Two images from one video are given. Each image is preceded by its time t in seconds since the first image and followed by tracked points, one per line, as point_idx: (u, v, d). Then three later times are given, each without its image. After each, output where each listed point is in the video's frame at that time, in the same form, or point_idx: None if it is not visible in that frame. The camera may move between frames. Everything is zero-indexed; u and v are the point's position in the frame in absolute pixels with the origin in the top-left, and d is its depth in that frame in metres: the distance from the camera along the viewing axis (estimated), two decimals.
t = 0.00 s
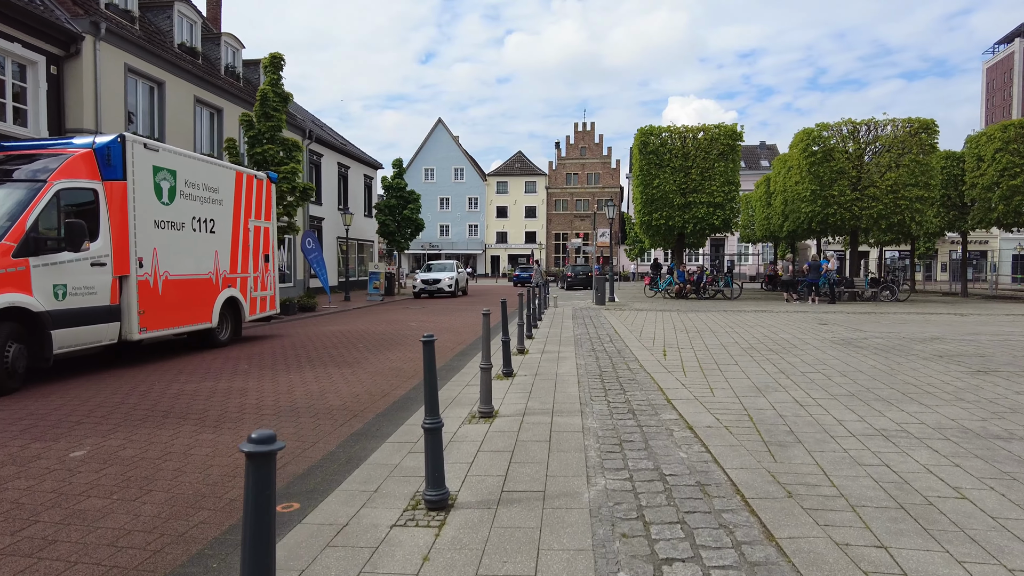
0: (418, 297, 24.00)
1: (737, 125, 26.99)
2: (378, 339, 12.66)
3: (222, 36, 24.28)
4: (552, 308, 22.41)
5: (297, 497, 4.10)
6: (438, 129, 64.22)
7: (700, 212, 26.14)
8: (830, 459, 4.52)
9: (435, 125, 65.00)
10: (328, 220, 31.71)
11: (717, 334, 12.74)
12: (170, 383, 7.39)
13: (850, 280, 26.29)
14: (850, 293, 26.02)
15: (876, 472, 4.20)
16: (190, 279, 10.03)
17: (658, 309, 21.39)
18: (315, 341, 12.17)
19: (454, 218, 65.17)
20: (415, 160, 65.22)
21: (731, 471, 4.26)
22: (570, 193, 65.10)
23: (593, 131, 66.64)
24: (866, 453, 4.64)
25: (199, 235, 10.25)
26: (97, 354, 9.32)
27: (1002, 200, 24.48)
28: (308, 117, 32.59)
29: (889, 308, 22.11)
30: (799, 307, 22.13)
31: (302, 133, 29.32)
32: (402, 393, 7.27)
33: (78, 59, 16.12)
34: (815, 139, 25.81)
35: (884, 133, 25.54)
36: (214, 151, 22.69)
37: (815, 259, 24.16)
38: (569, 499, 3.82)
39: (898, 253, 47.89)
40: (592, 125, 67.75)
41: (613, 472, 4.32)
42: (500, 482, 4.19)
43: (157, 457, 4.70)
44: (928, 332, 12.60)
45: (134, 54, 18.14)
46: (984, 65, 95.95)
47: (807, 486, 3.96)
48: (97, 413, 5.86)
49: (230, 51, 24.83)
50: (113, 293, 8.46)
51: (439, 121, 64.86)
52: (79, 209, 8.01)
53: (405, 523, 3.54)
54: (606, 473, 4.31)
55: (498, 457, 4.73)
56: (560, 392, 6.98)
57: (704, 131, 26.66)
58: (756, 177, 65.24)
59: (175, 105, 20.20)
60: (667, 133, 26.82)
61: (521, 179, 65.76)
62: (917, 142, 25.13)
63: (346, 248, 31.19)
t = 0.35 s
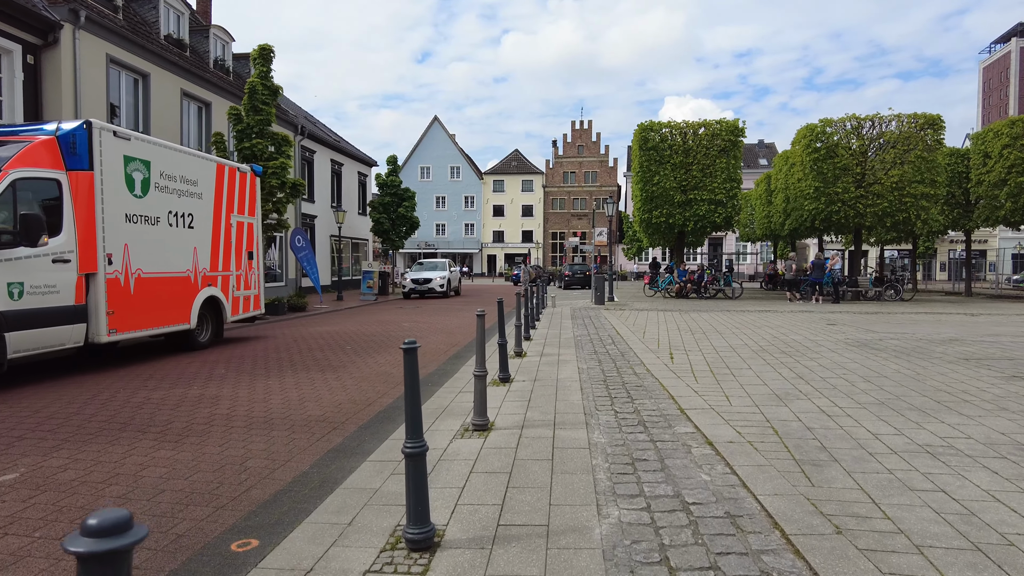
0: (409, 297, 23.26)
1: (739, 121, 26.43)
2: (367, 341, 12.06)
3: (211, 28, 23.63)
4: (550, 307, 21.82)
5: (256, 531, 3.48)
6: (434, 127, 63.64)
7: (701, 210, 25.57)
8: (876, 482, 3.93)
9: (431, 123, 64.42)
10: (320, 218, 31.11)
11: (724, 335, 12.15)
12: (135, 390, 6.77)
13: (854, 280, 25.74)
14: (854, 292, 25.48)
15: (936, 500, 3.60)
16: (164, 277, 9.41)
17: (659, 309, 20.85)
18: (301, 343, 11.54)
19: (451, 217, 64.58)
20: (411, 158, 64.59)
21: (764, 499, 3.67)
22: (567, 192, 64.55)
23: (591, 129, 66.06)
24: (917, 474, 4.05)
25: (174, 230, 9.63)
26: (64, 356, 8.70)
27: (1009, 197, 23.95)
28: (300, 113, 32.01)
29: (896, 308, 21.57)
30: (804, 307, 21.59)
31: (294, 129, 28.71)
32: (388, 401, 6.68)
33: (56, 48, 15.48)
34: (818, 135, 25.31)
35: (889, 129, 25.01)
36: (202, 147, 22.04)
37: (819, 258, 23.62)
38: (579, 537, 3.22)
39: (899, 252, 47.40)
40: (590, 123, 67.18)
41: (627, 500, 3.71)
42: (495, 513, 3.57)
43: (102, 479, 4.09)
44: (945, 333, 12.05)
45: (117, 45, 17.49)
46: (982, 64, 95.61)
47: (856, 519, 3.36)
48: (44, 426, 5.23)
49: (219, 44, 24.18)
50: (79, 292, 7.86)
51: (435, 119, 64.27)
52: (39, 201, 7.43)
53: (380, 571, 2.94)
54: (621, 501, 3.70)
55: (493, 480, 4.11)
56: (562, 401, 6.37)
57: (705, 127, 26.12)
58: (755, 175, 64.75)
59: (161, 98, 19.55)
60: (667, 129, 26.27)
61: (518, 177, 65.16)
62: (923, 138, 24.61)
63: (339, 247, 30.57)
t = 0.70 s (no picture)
0: (395, 297, 22.51)
1: (739, 117, 25.93)
2: (354, 345, 11.48)
3: (198, 21, 23.01)
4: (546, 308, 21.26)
5: None
6: (429, 125, 63.06)
7: (700, 207, 25.05)
8: (925, 518, 3.38)
9: (426, 121, 63.82)
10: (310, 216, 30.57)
11: (728, 338, 11.60)
12: (90, 402, 6.18)
13: (856, 279, 25.22)
14: (856, 292, 24.95)
15: (1001, 543, 3.04)
16: (134, 278, 8.81)
17: (658, 310, 20.33)
18: (284, 347, 10.95)
19: (445, 216, 63.98)
20: (405, 157, 63.98)
21: (798, 542, 3.11)
22: (563, 190, 64.03)
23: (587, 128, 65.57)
24: (971, 506, 3.50)
25: (145, 228, 9.04)
26: (23, 363, 8.09)
27: (1014, 195, 23.50)
28: (290, 110, 31.58)
29: (900, 308, 21.07)
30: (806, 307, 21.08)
31: (284, 125, 28.27)
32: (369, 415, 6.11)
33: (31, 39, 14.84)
34: (819, 132, 24.85)
35: (891, 125, 24.54)
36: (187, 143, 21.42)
37: (820, 256, 23.11)
38: None
39: (896, 251, 47.01)
40: (586, 122, 66.67)
41: (636, 544, 3.15)
42: (481, 561, 3.00)
43: (22, 515, 3.50)
44: (958, 336, 11.53)
45: (97, 37, 16.87)
46: (976, 63, 95.50)
47: (913, 569, 2.81)
48: None
49: (206, 38, 23.56)
50: (35, 295, 7.27)
51: (430, 117, 63.69)
52: None
53: None
54: (630, 545, 3.13)
55: (480, 517, 3.55)
56: (558, 415, 5.81)
57: (703, 123, 25.61)
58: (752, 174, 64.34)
59: (144, 92, 18.92)
60: (665, 126, 25.75)
61: (513, 176, 64.59)
62: (926, 135, 24.16)
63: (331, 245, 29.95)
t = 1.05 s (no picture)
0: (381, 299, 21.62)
1: (738, 114, 25.38)
2: (339, 350, 10.85)
3: (183, 15, 22.33)
4: (542, 310, 20.67)
5: None
6: (423, 124, 62.45)
7: (699, 206, 24.51)
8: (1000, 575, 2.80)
9: (420, 120, 63.23)
10: (300, 215, 30.13)
11: (733, 342, 11.02)
12: (33, 420, 5.55)
13: (858, 279, 24.70)
14: (858, 292, 24.43)
15: None
16: (97, 281, 8.20)
17: (656, 311, 19.76)
18: (263, 354, 10.32)
19: (440, 216, 63.35)
20: (399, 156, 63.35)
21: None
22: (558, 190, 63.46)
23: (583, 127, 65.00)
24: None
25: (109, 226, 8.43)
26: None
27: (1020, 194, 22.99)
28: (280, 107, 31.12)
29: (904, 309, 20.56)
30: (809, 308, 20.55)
31: (273, 122, 27.90)
32: (345, 436, 5.50)
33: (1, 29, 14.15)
34: (820, 130, 24.34)
35: (895, 122, 24.01)
36: (171, 140, 20.75)
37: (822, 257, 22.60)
38: None
39: (894, 251, 46.60)
40: (582, 121, 66.11)
41: None
42: None
43: None
44: (975, 340, 10.97)
45: (73, 29, 16.20)
46: (971, 63, 95.32)
47: None
48: None
49: (192, 32, 22.89)
50: None
51: (424, 116, 63.08)
52: None
53: None
54: None
55: (460, 571, 2.97)
56: (554, 435, 5.22)
57: (702, 120, 25.05)
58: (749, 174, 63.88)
59: (124, 87, 18.25)
60: (663, 123, 25.20)
61: (508, 175, 63.95)
62: (930, 132, 23.64)
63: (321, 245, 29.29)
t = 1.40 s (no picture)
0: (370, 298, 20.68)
1: (741, 109, 24.79)
2: (324, 353, 10.21)
3: (170, 6, 21.67)
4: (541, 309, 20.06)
5: None
6: (420, 122, 61.83)
7: (701, 203, 23.93)
8: None
9: (417, 118, 62.61)
10: (293, 213, 29.81)
11: (742, 344, 10.41)
12: None
13: (864, 278, 24.14)
14: (864, 292, 23.89)
15: None
16: (57, 279, 7.58)
17: (658, 311, 19.16)
18: (243, 357, 9.68)
19: (437, 214, 62.74)
20: (396, 154, 62.72)
21: None
22: (557, 188, 62.85)
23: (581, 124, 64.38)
24: None
25: (70, 220, 7.80)
26: None
27: None
28: (272, 103, 30.67)
29: (912, 309, 20.02)
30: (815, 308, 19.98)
31: (265, 117, 27.65)
32: (317, 454, 4.88)
33: None
34: (825, 125, 23.78)
35: (902, 117, 23.41)
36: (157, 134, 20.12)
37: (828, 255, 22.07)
38: None
39: (896, 250, 46.06)
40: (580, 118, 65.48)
41: None
42: None
43: None
44: (997, 342, 10.38)
45: (52, 17, 15.57)
46: (969, 62, 94.87)
47: None
48: None
49: (180, 24, 22.24)
50: None
51: (421, 114, 62.47)
52: None
53: None
54: None
55: None
56: (554, 452, 4.61)
57: (704, 115, 24.44)
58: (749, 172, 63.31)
59: (107, 78, 17.61)
60: (664, 118, 24.60)
61: (506, 173, 63.32)
62: (939, 127, 23.07)
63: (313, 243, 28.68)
